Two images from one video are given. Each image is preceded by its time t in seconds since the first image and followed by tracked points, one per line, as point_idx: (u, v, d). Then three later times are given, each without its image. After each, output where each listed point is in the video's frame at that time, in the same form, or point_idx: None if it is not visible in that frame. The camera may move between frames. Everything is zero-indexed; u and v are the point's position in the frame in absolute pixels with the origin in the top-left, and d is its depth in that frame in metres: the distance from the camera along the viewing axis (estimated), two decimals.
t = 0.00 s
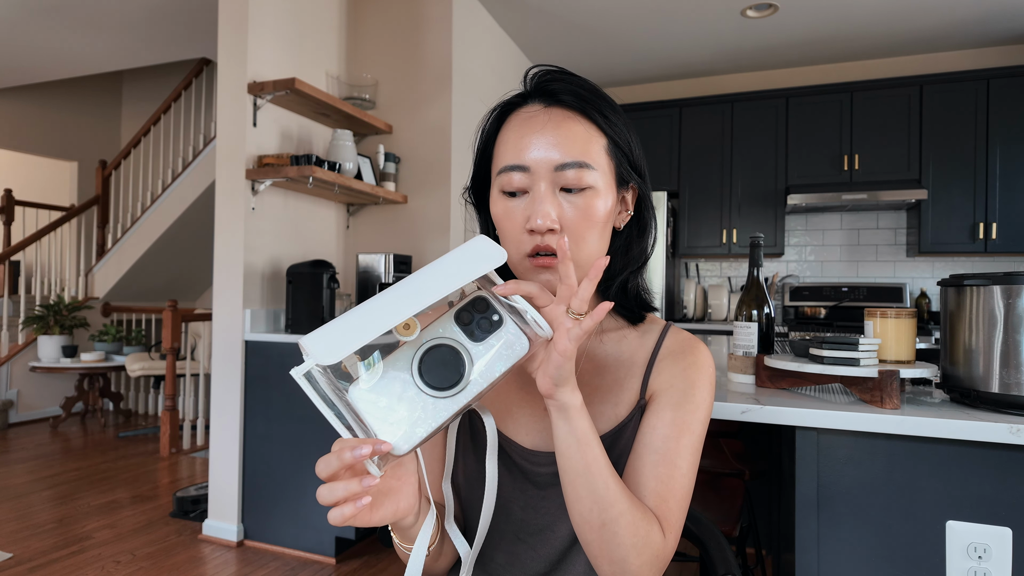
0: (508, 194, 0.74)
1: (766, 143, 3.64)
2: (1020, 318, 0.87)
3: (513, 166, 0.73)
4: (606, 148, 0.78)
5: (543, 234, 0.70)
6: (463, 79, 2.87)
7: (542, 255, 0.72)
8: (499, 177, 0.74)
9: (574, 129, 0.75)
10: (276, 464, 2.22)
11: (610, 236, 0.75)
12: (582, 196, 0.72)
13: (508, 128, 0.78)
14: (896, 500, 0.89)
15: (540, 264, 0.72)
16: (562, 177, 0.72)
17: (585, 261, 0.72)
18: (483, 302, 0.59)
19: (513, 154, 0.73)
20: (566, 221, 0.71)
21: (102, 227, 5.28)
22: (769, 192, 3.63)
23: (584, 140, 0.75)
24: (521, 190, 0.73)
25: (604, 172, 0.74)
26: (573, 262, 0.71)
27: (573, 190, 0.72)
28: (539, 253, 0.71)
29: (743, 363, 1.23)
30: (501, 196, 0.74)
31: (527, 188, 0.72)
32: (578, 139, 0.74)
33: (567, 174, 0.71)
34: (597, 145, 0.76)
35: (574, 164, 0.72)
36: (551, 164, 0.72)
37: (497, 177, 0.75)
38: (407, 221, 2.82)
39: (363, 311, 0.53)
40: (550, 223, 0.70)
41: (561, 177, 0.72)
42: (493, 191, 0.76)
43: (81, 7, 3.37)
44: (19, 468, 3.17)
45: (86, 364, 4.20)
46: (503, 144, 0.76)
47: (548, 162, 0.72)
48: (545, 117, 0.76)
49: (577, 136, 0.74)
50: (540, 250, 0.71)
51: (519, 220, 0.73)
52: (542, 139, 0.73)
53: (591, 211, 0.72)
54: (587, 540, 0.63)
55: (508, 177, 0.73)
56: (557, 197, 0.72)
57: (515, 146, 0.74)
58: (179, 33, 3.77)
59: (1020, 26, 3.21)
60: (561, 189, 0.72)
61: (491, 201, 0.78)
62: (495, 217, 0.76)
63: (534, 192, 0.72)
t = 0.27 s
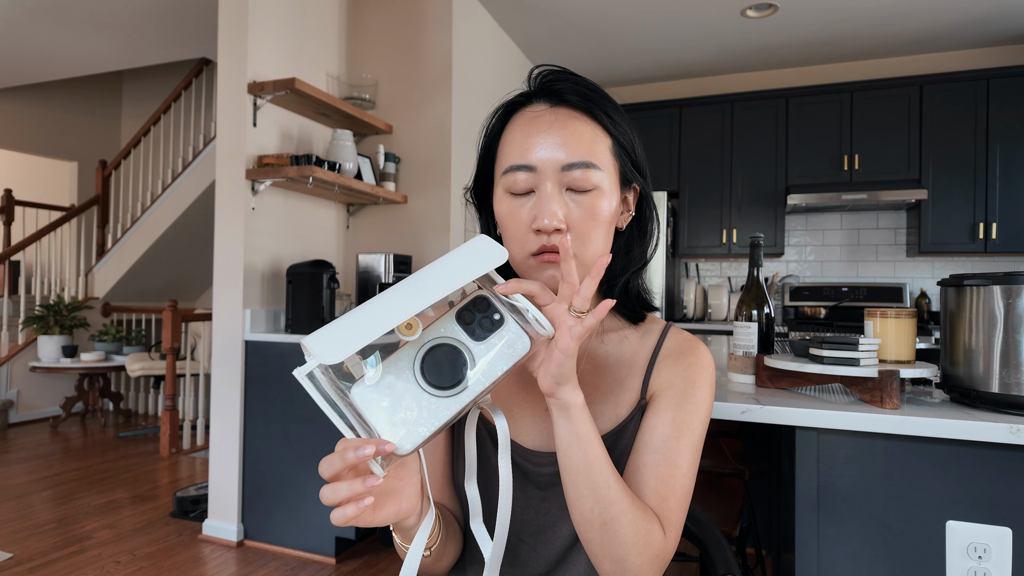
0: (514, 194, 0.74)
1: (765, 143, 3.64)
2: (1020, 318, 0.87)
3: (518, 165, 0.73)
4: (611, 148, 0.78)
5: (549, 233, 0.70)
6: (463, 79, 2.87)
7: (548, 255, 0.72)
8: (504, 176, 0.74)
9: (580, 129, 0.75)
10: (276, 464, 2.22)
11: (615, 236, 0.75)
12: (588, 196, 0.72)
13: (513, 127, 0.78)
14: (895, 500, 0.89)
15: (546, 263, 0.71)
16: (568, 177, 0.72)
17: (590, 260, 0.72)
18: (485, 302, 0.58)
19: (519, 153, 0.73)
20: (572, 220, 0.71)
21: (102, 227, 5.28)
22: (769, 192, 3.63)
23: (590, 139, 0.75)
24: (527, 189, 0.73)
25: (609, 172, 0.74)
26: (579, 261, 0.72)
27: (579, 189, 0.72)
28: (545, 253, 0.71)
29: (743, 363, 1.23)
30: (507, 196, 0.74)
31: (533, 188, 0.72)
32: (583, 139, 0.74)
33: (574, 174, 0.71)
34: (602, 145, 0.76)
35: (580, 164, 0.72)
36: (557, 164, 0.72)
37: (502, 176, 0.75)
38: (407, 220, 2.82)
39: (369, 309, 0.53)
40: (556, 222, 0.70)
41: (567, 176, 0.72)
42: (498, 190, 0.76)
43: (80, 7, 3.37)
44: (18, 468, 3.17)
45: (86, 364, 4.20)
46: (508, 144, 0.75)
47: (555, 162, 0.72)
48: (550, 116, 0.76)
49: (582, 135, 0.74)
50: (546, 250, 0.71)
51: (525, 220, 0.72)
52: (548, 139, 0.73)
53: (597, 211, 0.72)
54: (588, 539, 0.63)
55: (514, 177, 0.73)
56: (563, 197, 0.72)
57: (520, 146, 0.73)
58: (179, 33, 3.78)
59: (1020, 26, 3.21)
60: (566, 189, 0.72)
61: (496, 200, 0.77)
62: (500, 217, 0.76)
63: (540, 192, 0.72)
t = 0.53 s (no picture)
0: (500, 193, 0.74)
1: (766, 143, 3.64)
2: (1020, 318, 0.87)
3: (504, 164, 0.73)
4: (599, 151, 0.77)
5: (530, 235, 0.70)
6: (463, 79, 2.87)
7: (529, 256, 0.72)
8: (492, 175, 0.75)
9: (567, 131, 0.75)
10: (276, 464, 2.22)
11: (599, 239, 0.74)
12: (569, 198, 0.71)
13: (504, 128, 0.79)
14: (895, 500, 0.89)
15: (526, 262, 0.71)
16: (550, 178, 0.71)
17: (570, 262, 0.72)
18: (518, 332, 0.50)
19: (504, 153, 0.74)
20: (553, 222, 0.70)
21: (102, 227, 5.28)
22: (769, 192, 3.63)
23: (576, 142, 0.74)
24: (511, 189, 0.73)
25: (594, 175, 0.74)
26: (559, 262, 0.71)
27: (561, 192, 0.71)
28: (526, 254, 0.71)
29: (743, 363, 1.23)
30: (494, 195, 0.74)
31: (516, 187, 0.72)
32: (569, 141, 0.74)
33: (557, 175, 0.71)
34: (590, 147, 0.75)
35: (564, 165, 0.71)
36: (539, 164, 0.72)
37: (490, 176, 0.75)
38: (407, 221, 2.82)
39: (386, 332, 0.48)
40: (537, 224, 0.70)
41: (549, 177, 0.71)
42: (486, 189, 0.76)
43: (80, 7, 3.37)
44: (18, 468, 3.17)
45: (86, 364, 4.20)
46: (497, 144, 0.76)
47: (537, 162, 0.72)
48: (539, 117, 0.76)
49: (568, 137, 0.74)
50: (527, 251, 0.71)
51: (507, 220, 0.72)
52: (533, 140, 0.73)
53: (579, 213, 0.71)
54: (603, 567, 0.63)
55: (500, 175, 0.73)
56: (544, 198, 0.71)
57: (507, 146, 0.74)
58: (179, 33, 3.77)
59: (1020, 26, 3.21)
60: (548, 190, 0.72)
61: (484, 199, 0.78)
62: (487, 216, 0.76)
63: (523, 192, 0.72)
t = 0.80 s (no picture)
0: (503, 200, 0.74)
1: (766, 143, 3.64)
2: (1020, 318, 0.87)
3: (507, 171, 0.73)
4: (600, 154, 0.77)
5: (536, 240, 0.71)
6: (463, 79, 2.87)
7: (536, 261, 0.72)
8: (494, 181, 0.74)
9: (567, 136, 0.75)
10: (276, 463, 2.22)
11: (605, 240, 0.75)
12: (575, 203, 0.72)
13: (503, 133, 0.78)
14: (895, 500, 0.89)
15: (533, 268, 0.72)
16: (555, 184, 0.72)
17: (578, 266, 0.72)
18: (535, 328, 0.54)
19: (507, 160, 0.73)
20: (558, 227, 0.71)
21: (102, 227, 5.28)
22: (769, 192, 3.63)
23: (578, 146, 0.74)
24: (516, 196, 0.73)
25: (598, 178, 0.74)
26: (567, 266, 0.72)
27: (567, 197, 0.72)
28: (532, 259, 0.72)
29: (743, 363, 1.23)
30: (496, 201, 0.74)
31: (521, 194, 0.72)
32: (571, 146, 0.74)
33: (561, 181, 0.71)
34: (591, 150, 0.75)
35: (568, 171, 0.72)
36: (543, 171, 0.72)
37: (492, 182, 0.75)
38: (407, 221, 2.82)
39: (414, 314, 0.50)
40: (543, 229, 0.70)
41: (554, 183, 0.72)
42: (488, 195, 0.76)
43: (81, 7, 3.37)
44: (18, 468, 3.17)
45: (86, 364, 4.20)
46: (497, 150, 0.75)
47: (542, 169, 0.72)
48: (537, 123, 0.76)
49: (570, 142, 0.74)
50: (533, 256, 0.72)
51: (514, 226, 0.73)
52: (534, 145, 0.73)
53: (584, 217, 0.71)
54: (614, 568, 0.64)
55: (503, 182, 0.73)
56: (550, 204, 0.72)
57: (509, 152, 0.73)
58: (179, 33, 3.77)
59: (1019, 26, 3.21)
60: (553, 196, 0.72)
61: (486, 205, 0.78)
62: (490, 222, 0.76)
63: (528, 199, 0.72)
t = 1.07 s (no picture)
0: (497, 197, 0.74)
1: (766, 143, 3.64)
2: (1020, 318, 0.87)
3: (500, 169, 0.72)
4: (591, 149, 0.77)
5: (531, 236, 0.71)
6: (463, 79, 2.87)
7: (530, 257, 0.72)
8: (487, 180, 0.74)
9: (558, 132, 0.75)
10: (276, 464, 2.22)
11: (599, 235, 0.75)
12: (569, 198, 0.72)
13: (494, 132, 0.78)
14: (895, 500, 0.89)
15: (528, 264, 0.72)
16: (548, 179, 0.72)
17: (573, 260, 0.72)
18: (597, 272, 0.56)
19: (498, 157, 0.73)
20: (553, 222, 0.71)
21: (102, 227, 5.28)
22: (769, 192, 3.63)
23: (570, 141, 0.74)
24: (510, 192, 0.73)
25: (590, 172, 0.74)
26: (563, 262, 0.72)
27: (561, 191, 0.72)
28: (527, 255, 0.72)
29: (743, 362, 1.23)
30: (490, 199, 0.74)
31: (515, 191, 0.72)
32: (563, 141, 0.74)
33: (555, 176, 0.71)
34: (583, 146, 0.75)
35: (560, 166, 0.72)
36: (536, 166, 0.72)
37: (485, 180, 0.75)
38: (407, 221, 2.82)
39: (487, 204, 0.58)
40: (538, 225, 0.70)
41: (547, 179, 0.72)
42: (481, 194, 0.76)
43: (81, 7, 3.37)
44: (19, 468, 3.17)
45: (86, 364, 4.20)
46: (489, 149, 0.75)
47: (534, 164, 0.72)
48: (528, 120, 0.76)
49: (561, 138, 0.74)
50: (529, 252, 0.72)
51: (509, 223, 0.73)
52: (525, 142, 0.73)
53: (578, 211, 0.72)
54: (651, 554, 0.69)
55: (496, 180, 0.73)
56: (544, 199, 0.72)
57: (501, 150, 0.73)
58: (179, 33, 3.77)
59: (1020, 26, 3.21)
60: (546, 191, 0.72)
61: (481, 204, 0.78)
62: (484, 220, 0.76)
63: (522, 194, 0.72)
